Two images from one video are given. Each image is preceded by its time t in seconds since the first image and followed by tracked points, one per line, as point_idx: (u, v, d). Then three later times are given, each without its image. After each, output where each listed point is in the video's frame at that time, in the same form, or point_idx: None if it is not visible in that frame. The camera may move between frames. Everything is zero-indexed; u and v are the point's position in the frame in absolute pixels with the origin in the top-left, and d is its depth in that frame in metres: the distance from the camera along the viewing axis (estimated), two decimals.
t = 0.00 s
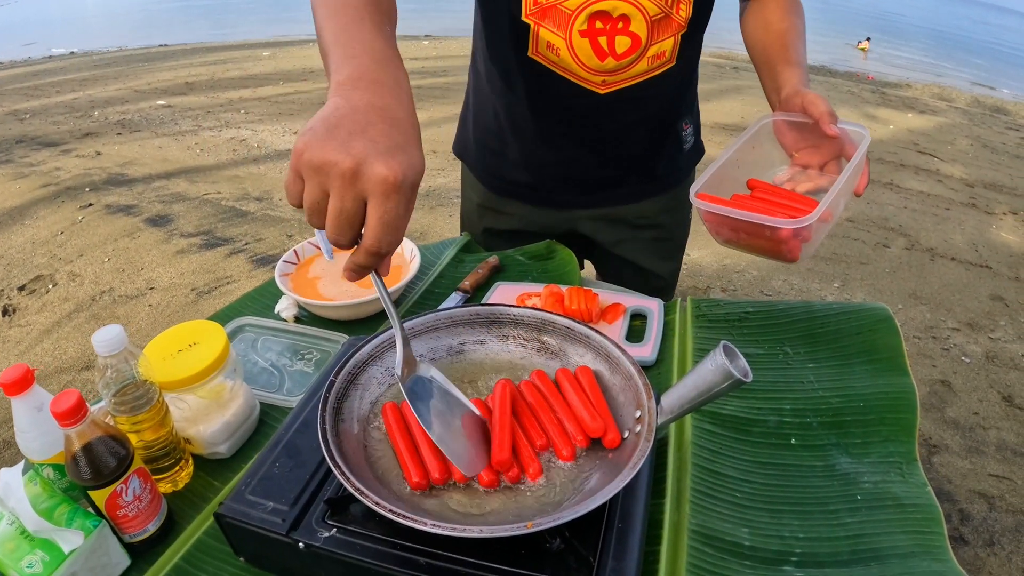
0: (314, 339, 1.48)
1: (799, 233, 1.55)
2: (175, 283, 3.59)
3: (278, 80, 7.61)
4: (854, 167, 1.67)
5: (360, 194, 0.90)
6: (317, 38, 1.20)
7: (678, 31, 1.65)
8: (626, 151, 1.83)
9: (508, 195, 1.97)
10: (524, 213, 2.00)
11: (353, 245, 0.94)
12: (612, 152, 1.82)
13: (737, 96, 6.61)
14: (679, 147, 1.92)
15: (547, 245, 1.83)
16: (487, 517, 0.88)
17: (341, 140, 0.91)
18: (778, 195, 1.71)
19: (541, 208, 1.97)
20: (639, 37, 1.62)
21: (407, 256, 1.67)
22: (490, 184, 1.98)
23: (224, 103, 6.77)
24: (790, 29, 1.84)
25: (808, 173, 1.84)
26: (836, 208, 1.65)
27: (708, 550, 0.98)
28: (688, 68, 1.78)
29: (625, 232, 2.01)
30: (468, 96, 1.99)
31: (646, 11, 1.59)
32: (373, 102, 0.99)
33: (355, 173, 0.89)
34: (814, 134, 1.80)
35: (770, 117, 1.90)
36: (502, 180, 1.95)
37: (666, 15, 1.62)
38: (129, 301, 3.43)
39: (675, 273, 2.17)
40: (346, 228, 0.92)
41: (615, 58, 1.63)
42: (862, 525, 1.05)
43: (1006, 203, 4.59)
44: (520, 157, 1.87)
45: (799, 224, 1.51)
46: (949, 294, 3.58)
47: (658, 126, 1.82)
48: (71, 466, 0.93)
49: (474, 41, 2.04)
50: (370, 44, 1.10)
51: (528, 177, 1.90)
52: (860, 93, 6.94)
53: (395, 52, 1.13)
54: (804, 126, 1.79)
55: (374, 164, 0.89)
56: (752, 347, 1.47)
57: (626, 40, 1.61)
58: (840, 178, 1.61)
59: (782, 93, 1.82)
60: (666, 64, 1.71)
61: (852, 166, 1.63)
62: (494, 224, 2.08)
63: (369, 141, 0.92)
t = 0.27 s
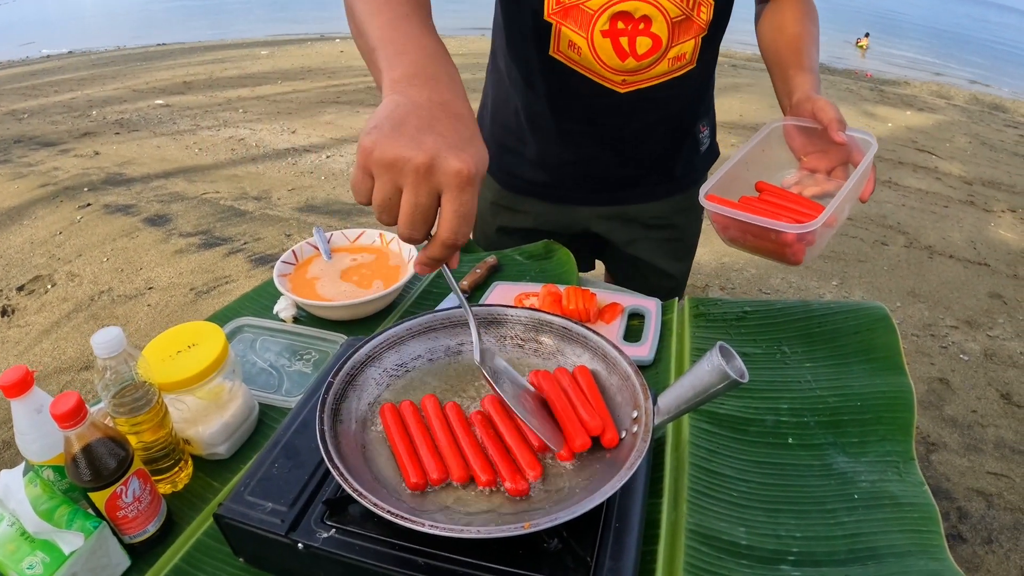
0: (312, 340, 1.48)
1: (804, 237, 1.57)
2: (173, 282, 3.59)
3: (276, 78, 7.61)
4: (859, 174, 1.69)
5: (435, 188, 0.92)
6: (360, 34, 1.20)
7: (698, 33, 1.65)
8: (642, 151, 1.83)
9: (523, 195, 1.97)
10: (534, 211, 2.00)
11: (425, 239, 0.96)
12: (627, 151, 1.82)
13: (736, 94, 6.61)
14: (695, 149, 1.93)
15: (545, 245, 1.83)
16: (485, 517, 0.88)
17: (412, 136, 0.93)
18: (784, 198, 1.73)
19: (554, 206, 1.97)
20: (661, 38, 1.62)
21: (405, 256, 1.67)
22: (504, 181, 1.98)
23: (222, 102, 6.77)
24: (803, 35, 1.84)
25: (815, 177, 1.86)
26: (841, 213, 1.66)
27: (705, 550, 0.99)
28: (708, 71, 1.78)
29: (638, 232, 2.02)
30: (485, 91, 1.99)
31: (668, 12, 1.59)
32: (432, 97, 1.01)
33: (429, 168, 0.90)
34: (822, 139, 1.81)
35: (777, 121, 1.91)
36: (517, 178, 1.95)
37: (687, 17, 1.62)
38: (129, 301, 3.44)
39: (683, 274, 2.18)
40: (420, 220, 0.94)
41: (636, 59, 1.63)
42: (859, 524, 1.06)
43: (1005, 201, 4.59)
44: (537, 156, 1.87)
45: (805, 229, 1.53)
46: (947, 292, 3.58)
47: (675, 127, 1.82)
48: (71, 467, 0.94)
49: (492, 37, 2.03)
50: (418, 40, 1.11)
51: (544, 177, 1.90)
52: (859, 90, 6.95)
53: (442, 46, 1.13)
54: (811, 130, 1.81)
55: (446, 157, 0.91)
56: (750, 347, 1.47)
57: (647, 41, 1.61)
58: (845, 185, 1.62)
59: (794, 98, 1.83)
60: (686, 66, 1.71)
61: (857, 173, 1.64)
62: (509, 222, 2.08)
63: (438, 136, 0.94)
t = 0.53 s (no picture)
0: (311, 342, 1.49)
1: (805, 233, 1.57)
2: (172, 283, 3.59)
3: (274, 77, 7.61)
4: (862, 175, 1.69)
5: (463, 195, 0.92)
6: (392, 33, 1.20)
7: (716, 36, 1.64)
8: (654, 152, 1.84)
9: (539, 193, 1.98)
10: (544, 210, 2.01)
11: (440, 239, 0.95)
12: (639, 152, 1.83)
13: (734, 92, 6.61)
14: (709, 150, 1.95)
15: (544, 245, 1.84)
16: (483, 520, 0.89)
17: (448, 141, 0.92)
18: (787, 194, 1.73)
19: (565, 204, 1.98)
20: (679, 40, 1.61)
21: (404, 257, 1.68)
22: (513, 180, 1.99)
23: (220, 102, 6.77)
24: (819, 40, 1.85)
25: (821, 179, 1.86)
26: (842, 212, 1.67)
27: (703, 551, 0.99)
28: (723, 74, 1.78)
29: (652, 234, 2.03)
30: (501, 87, 1.99)
31: (687, 15, 1.58)
32: (467, 107, 1.01)
33: (463, 175, 0.90)
34: (829, 141, 1.81)
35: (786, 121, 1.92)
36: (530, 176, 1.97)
37: (706, 20, 1.61)
38: (128, 301, 3.44)
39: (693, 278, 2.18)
40: (440, 224, 0.93)
41: (654, 60, 1.62)
42: (855, 525, 1.06)
43: (1003, 198, 4.60)
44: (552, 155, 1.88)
45: (805, 223, 1.54)
46: (946, 290, 3.59)
47: (688, 127, 1.83)
48: (72, 471, 0.94)
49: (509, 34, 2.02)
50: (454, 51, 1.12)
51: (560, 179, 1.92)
52: (857, 88, 6.95)
53: (476, 58, 1.14)
54: (818, 133, 1.82)
55: (480, 168, 0.91)
56: (748, 347, 1.48)
57: (665, 43, 1.60)
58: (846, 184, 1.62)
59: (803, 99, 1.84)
60: (702, 68, 1.70)
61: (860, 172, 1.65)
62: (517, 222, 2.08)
63: (472, 146, 0.94)
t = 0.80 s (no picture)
0: (313, 340, 1.50)
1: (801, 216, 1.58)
2: (172, 282, 3.60)
3: (273, 76, 7.60)
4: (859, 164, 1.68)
5: (531, 156, 0.93)
6: (432, 21, 1.22)
7: (728, 36, 1.67)
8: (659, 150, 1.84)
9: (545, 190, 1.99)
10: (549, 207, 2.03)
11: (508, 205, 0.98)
12: (647, 149, 1.84)
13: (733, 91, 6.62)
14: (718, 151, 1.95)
15: (544, 244, 1.85)
16: (486, 515, 0.89)
17: (510, 107, 0.95)
18: (787, 180, 1.72)
19: (571, 202, 1.99)
20: (691, 37, 1.64)
21: (405, 255, 1.68)
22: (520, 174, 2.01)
23: (219, 101, 6.77)
24: (829, 39, 1.89)
25: (820, 171, 1.84)
26: (838, 201, 1.66)
27: (704, 546, 1.00)
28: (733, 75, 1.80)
29: (660, 235, 2.03)
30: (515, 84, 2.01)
31: (698, 12, 1.61)
32: (522, 77, 1.03)
33: (529, 137, 0.92)
34: (830, 134, 1.81)
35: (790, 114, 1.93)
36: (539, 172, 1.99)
37: (718, 19, 1.64)
38: (128, 300, 3.45)
39: (701, 278, 2.17)
40: (512, 186, 0.95)
41: (665, 56, 1.65)
42: (854, 520, 1.07)
43: (1002, 196, 4.61)
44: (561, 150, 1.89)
45: (802, 204, 1.53)
46: (944, 288, 3.60)
47: (696, 128, 1.84)
48: (77, 469, 0.95)
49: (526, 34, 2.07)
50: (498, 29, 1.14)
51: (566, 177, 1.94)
52: (856, 86, 6.96)
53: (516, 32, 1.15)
54: (820, 126, 1.83)
55: (544, 129, 0.93)
56: (748, 345, 1.49)
57: (677, 39, 1.64)
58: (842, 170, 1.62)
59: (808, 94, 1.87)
60: (714, 68, 1.72)
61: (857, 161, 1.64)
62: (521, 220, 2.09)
63: (533, 109, 0.96)
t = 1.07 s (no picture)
0: (313, 338, 1.50)
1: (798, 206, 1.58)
2: (172, 281, 3.60)
3: (271, 75, 7.60)
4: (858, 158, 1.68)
5: (476, 135, 0.96)
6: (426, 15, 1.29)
7: (738, 35, 1.67)
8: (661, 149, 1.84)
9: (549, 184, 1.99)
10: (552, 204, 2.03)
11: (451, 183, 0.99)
12: (651, 147, 1.84)
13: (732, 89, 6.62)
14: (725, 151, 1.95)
15: (545, 241, 1.85)
16: (487, 512, 0.90)
17: (464, 90, 0.99)
18: (785, 172, 1.72)
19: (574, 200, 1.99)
20: (702, 36, 1.64)
21: (406, 253, 1.68)
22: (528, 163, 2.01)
23: (218, 99, 6.76)
24: (835, 39, 1.89)
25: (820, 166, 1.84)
26: (836, 193, 1.65)
27: (705, 543, 1.00)
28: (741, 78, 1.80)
29: (663, 232, 2.03)
30: (523, 82, 2.01)
31: (711, 11, 1.61)
32: (488, 68, 1.08)
33: (475, 116, 0.96)
34: (830, 129, 1.81)
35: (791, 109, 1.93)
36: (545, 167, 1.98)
37: (729, 18, 1.64)
38: (128, 299, 3.45)
39: (705, 277, 2.17)
40: (456, 165, 0.98)
41: (677, 55, 1.65)
42: (854, 517, 1.07)
43: (1001, 194, 4.61)
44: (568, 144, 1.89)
45: (797, 193, 1.54)
46: (944, 285, 3.60)
47: (703, 127, 1.84)
48: (78, 467, 0.95)
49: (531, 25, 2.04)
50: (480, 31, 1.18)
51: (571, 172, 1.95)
52: (854, 84, 6.96)
53: (500, 35, 1.19)
54: (820, 122, 1.83)
55: (490, 112, 0.97)
56: (749, 342, 1.49)
57: (689, 38, 1.63)
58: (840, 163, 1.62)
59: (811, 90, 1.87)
60: (724, 67, 1.73)
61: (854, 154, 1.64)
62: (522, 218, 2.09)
63: (488, 95, 1.00)
